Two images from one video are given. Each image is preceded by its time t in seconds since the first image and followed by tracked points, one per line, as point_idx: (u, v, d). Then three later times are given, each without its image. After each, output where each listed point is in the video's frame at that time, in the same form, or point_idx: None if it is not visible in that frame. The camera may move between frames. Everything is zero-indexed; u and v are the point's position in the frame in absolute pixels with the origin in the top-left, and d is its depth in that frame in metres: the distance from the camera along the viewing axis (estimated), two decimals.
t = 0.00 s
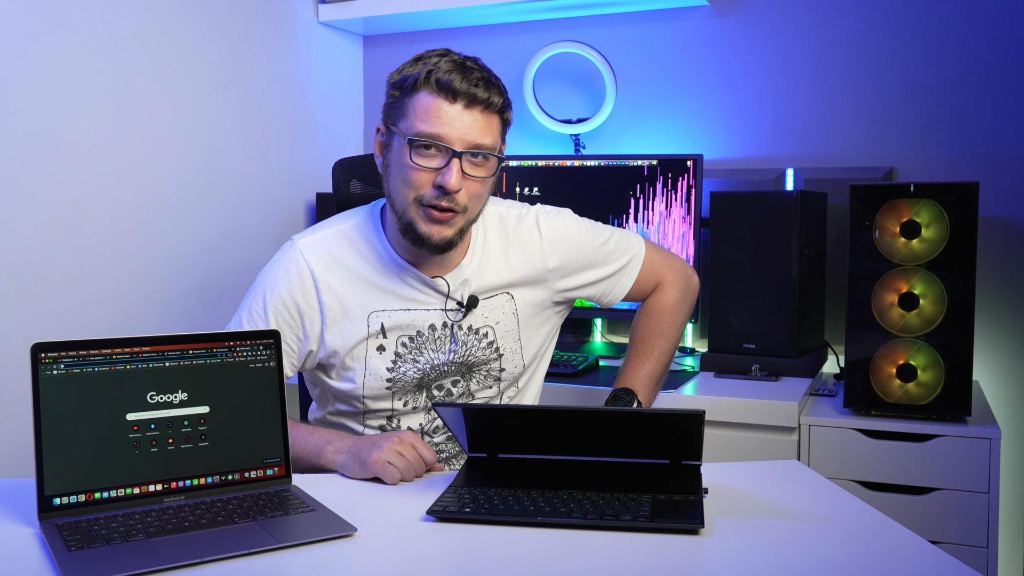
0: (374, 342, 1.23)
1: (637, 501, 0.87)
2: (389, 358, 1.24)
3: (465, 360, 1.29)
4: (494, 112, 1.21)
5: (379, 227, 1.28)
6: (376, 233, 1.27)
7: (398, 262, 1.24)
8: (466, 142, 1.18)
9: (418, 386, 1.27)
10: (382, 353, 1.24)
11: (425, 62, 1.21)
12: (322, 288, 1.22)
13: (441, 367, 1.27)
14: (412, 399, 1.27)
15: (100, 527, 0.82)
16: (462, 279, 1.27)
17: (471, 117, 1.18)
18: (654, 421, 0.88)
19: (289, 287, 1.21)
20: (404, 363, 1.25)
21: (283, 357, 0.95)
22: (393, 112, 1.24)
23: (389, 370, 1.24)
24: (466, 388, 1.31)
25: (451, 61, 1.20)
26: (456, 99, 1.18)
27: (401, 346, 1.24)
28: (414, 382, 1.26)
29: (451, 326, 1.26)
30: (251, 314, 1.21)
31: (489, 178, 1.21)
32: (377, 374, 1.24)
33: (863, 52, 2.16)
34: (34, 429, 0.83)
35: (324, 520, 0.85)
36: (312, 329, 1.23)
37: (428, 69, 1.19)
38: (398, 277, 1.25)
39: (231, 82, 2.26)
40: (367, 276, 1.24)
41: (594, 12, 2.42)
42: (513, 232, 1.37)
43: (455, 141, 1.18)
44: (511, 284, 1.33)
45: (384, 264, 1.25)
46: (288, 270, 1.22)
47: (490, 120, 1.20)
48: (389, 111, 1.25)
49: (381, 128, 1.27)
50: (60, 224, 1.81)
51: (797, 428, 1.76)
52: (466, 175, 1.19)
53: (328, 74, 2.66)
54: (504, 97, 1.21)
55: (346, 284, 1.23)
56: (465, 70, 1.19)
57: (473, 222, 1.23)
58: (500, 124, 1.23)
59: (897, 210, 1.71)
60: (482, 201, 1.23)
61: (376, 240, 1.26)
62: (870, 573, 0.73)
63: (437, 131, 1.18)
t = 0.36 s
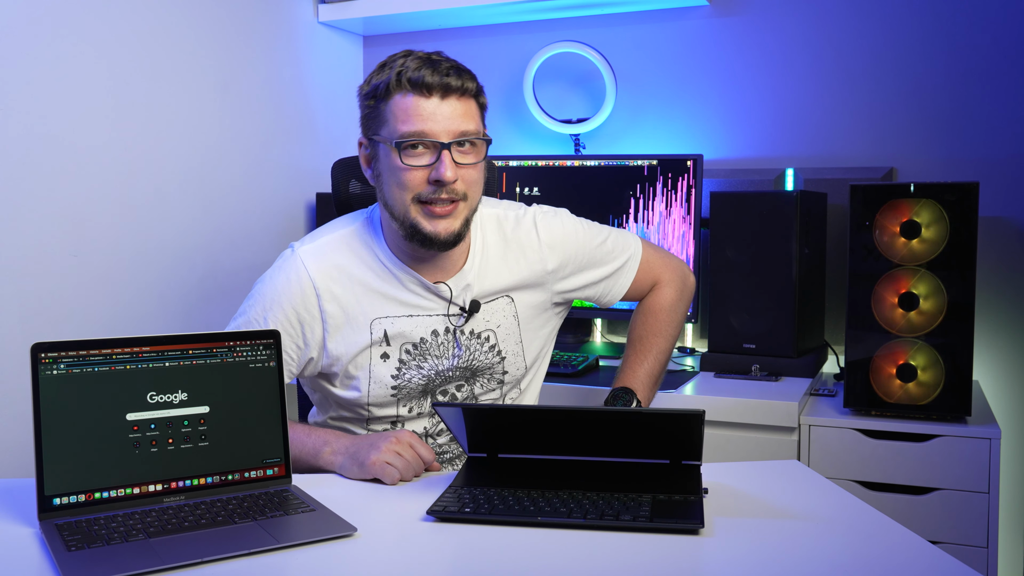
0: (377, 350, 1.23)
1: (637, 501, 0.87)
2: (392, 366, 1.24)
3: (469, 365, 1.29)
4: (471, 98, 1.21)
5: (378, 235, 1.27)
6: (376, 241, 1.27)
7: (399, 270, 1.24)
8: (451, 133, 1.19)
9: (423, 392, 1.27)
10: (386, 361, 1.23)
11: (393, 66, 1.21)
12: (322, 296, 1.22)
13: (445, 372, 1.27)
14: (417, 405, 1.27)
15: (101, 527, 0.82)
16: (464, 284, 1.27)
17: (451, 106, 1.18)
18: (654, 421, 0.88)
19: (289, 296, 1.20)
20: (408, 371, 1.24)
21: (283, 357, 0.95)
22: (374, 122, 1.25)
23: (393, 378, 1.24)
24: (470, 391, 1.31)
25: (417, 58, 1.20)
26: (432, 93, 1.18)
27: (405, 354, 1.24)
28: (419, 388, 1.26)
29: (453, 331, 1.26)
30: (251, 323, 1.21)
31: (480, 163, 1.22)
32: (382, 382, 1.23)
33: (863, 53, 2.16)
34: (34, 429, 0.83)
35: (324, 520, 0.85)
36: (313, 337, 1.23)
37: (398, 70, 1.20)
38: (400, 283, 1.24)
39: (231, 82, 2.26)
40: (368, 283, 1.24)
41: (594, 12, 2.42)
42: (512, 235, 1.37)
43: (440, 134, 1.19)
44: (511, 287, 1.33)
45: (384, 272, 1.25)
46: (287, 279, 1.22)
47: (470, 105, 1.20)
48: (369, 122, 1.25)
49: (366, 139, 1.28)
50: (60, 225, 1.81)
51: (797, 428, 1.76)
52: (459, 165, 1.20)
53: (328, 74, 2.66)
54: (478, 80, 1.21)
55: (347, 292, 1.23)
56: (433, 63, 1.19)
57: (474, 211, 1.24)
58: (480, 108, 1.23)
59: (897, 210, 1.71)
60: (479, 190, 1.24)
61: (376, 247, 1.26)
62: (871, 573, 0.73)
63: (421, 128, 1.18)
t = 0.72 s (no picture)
0: (377, 353, 1.23)
1: (637, 501, 0.87)
2: (392, 370, 1.24)
3: (469, 366, 1.29)
4: (445, 98, 1.20)
5: (375, 240, 1.27)
6: (374, 247, 1.26)
7: (397, 273, 1.23)
8: (430, 137, 1.18)
9: (423, 395, 1.27)
10: (386, 365, 1.23)
11: (363, 76, 1.20)
12: (321, 301, 1.21)
13: (445, 374, 1.27)
14: (418, 408, 1.27)
15: (101, 527, 0.82)
16: (462, 285, 1.27)
17: (427, 110, 1.18)
18: (654, 421, 0.88)
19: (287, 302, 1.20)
20: (408, 374, 1.24)
21: (283, 357, 0.95)
22: (353, 135, 1.24)
23: (393, 382, 1.24)
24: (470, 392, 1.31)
25: (386, 65, 1.20)
26: (406, 99, 1.18)
27: (404, 357, 1.24)
28: (420, 392, 1.26)
29: (452, 332, 1.26)
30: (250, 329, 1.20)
31: (464, 162, 1.22)
32: (382, 387, 1.24)
33: (863, 53, 2.16)
34: (34, 429, 0.83)
35: (324, 520, 0.85)
36: (311, 342, 1.23)
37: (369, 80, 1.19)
38: (399, 287, 1.24)
39: (231, 82, 2.26)
40: (367, 288, 1.23)
41: (594, 12, 2.42)
42: (507, 234, 1.36)
43: (419, 139, 1.18)
44: (508, 286, 1.33)
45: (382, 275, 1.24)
46: (285, 284, 1.21)
47: (445, 106, 1.20)
48: (348, 136, 1.25)
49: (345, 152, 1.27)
50: (60, 226, 1.81)
51: (797, 428, 1.76)
52: (442, 167, 1.19)
53: (328, 74, 2.66)
54: (450, 80, 1.21)
55: (345, 297, 1.23)
56: (402, 69, 1.18)
57: (463, 210, 1.24)
58: (455, 107, 1.23)
59: (897, 210, 1.71)
60: (465, 189, 1.24)
61: (373, 252, 1.25)
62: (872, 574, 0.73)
63: (399, 136, 1.18)
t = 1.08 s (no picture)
0: (377, 356, 1.23)
1: (637, 501, 0.87)
2: (393, 373, 1.23)
3: (470, 369, 1.28)
4: (444, 94, 1.20)
5: (375, 241, 1.27)
6: (374, 249, 1.26)
7: (397, 276, 1.23)
8: (432, 133, 1.18)
9: (424, 398, 1.27)
10: (386, 368, 1.23)
11: (361, 75, 1.20)
12: (321, 304, 1.21)
13: (445, 377, 1.27)
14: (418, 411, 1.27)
15: (101, 527, 0.82)
16: (463, 287, 1.27)
17: (427, 106, 1.18)
18: (654, 421, 0.88)
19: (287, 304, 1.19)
20: (409, 377, 1.24)
21: (283, 357, 0.95)
22: (353, 136, 1.24)
23: (394, 385, 1.24)
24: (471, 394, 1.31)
25: (385, 63, 1.20)
26: (405, 96, 1.17)
27: (404, 360, 1.23)
28: (420, 395, 1.26)
29: (452, 335, 1.26)
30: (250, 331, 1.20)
31: (466, 158, 1.22)
32: (383, 390, 1.24)
33: (863, 53, 2.16)
34: (34, 430, 0.83)
35: (324, 520, 0.85)
36: (311, 344, 1.23)
37: (368, 79, 1.19)
38: (400, 289, 1.24)
39: (231, 82, 2.26)
40: (367, 290, 1.23)
41: (594, 12, 2.42)
42: (509, 235, 1.36)
43: (421, 136, 1.18)
44: (511, 288, 1.33)
45: (382, 277, 1.24)
46: (284, 286, 1.21)
47: (444, 102, 1.20)
48: (348, 136, 1.25)
49: (345, 152, 1.28)
50: (60, 226, 1.81)
51: (797, 428, 1.76)
52: (445, 164, 1.19)
53: (328, 74, 2.66)
54: (449, 76, 1.21)
55: (345, 299, 1.23)
56: (401, 67, 1.18)
57: (467, 206, 1.24)
58: (454, 103, 1.23)
59: (897, 210, 1.71)
60: (468, 186, 1.24)
61: (372, 254, 1.25)
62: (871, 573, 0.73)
63: (401, 133, 1.18)
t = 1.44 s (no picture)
0: (377, 363, 1.24)
1: (637, 501, 0.87)
2: (393, 379, 1.24)
3: (470, 376, 1.29)
4: (454, 115, 1.17)
5: (376, 248, 1.27)
6: (374, 256, 1.26)
7: (398, 283, 1.23)
8: (438, 156, 1.15)
9: (423, 404, 1.27)
10: (386, 374, 1.24)
11: (371, 87, 1.17)
12: (321, 311, 1.21)
13: (446, 384, 1.27)
14: (418, 417, 1.27)
15: (101, 527, 0.82)
16: (465, 296, 1.27)
17: (435, 128, 1.15)
18: (654, 421, 0.88)
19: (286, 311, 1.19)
20: (409, 383, 1.25)
21: (283, 357, 0.95)
22: (358, 145, 1.22)
23: (394, 391, 1.24)
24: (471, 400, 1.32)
25: (395, 77, 1.16)
26: (413, 115, 1.15)
27: (405, 366, 1.24)
28: (420, 402, 1.26)
29: (454, 342, 1.27)
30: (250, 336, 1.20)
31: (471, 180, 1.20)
32: (382, 396, 1.24)
33: (863, 53, 2.16)
34: (34, 429, 0.83)
35: (324, 520, 0.85)
36: (311, 350, 1.23)
37: (376, 93, 1.16)
38: (401, 297, 1.24)
39: (231, 82, 2.26)
40: (367, 298, 1.23)
41: (594, 12, 2.42)
42: (515, 243, 1.36)
43: (427, 157, 1.15)
44: (514, 296, 1.33)
45: (383, 285, 1.24)
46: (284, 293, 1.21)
47: (453, 123, 1.17)
48: (353, 143, 1.22)
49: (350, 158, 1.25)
50: (60, 226, 1.81)
51: (797, 428, 1.76)
52: (449, 187, 1.17)
53: (328, 74, 2.66)
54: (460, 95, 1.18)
55: (345, 306, 1.23)
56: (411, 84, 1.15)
57: (470, 225, 1.23)
58: (464, 120, 1.20)
59: (897, 210, 1.71)
60: (472, 206, 1.23)
61: (373, 261, 1.25)
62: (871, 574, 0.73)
63: (406, 154, 1.15)
